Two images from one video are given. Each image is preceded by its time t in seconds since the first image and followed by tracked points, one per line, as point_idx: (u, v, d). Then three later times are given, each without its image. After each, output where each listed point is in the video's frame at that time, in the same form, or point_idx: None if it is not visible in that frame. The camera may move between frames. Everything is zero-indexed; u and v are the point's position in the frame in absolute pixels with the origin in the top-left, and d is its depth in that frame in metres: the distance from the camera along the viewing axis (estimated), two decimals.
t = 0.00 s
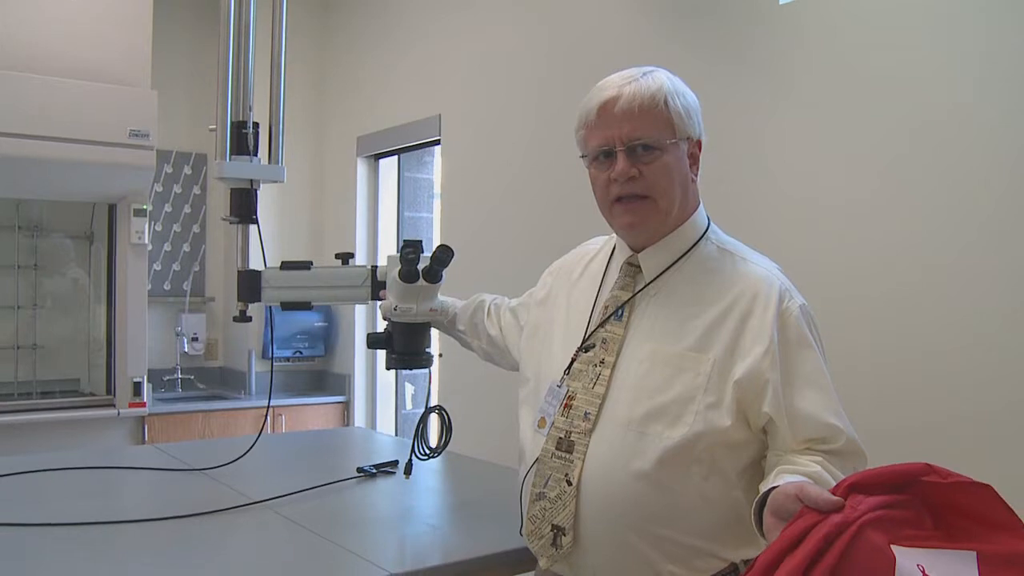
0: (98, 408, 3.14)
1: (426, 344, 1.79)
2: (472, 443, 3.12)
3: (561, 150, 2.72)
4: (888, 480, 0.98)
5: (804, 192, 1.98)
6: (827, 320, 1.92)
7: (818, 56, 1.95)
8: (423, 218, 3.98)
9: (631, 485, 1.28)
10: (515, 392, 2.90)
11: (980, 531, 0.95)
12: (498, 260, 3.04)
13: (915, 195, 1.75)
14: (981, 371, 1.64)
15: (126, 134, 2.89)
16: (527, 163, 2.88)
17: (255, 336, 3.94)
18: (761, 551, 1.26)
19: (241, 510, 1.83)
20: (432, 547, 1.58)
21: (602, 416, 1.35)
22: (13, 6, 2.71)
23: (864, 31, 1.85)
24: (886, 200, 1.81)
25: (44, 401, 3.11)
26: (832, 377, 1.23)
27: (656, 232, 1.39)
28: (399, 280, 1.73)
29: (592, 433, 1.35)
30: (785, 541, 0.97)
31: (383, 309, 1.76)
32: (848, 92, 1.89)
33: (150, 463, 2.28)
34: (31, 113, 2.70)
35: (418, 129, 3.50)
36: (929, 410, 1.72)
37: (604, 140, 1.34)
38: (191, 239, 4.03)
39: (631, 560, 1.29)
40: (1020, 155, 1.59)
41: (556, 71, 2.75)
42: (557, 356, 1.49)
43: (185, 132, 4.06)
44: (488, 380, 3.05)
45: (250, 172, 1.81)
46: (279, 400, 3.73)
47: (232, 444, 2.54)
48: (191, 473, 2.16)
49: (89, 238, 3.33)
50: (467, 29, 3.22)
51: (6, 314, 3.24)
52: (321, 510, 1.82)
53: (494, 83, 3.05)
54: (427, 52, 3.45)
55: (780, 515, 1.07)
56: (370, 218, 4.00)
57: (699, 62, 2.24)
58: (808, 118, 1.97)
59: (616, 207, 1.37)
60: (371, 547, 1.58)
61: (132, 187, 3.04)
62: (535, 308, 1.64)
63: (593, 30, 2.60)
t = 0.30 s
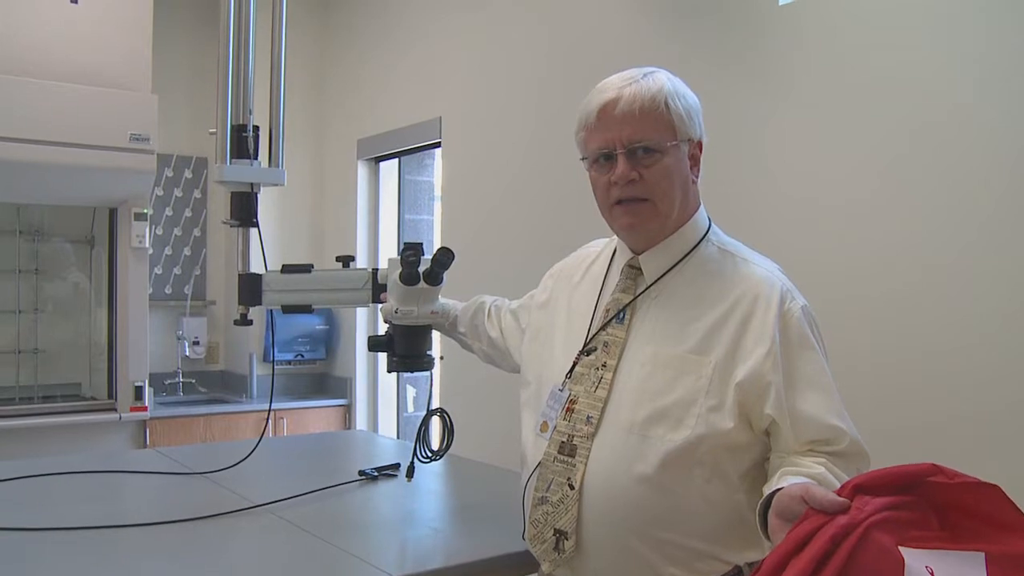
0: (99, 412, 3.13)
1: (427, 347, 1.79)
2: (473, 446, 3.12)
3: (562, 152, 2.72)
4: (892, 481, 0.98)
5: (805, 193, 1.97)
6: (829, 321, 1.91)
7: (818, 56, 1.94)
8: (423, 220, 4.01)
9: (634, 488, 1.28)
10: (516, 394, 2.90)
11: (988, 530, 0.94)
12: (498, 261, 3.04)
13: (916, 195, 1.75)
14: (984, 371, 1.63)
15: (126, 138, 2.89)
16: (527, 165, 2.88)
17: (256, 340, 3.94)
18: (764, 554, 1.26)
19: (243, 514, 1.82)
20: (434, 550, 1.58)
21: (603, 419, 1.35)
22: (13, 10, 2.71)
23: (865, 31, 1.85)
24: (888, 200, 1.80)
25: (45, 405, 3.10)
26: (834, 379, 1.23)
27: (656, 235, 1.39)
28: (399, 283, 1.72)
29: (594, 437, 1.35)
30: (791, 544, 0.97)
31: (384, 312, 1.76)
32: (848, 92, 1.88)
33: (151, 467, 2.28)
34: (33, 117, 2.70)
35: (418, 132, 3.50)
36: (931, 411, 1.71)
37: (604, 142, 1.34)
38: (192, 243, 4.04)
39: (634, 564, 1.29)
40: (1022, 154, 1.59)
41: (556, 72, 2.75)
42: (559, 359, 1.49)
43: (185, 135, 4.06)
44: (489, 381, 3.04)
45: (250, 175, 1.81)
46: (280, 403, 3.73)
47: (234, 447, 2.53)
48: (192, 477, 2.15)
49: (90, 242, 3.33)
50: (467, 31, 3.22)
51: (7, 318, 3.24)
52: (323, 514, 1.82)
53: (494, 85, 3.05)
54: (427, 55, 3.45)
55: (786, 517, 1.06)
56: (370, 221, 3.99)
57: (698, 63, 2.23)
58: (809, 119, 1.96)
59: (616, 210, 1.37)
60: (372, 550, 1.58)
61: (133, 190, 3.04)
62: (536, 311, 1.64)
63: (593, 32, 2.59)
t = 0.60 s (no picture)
0: (97, 416, 3.13)
1: (426, 352, 1.78)
2: (471, 451, 3.12)
3: (560, 156, 2.72)
4: (888, 487, 0.97)
5: (804, 197, 1.97)
6: (829, 326, 1.91)
7: (816, 61, 1.95)
8: (422, 224, 3.96)
9: (633, 494, 1.28)
10: (515, 399, 2.90)
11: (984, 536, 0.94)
12: (497, 266, 3.03)
13: (916, 199, 1.75)
14: (984, 376, 1.63)
15: (125, 142, 2.90)
16: (527, 169, 2.88)
17: (254, 344, 3.94)
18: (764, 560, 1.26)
19: (241, 519, 1.82)
20: (432, 555, 1.57)
21: (603, 425, 1.34)
22: (11, 11, 2.70)
23: (864, 36, 1.85)
24: (887, 205, 1.80)
25: (43, 409, 3.10)
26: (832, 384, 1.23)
27: (655, 240, 1.39)
28: (398, 288, 1.72)
29: (593, 444, 1.34)
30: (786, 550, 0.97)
31: (382, 317, 1.75)
32: (847, 97, 1.89)
33: (148, 471, 2.27)
34: (32, 121, 2.70)
35: (417, 137, 3.50)
36: (930, 416, 1.71)
37: (603, 147, 1.34)
38: (190, 247, 4.03)
39: (633, 570, 1.29)
40: (1022, 159, 1.59)
41: (555, 77, 2.75)
42: (559, 365, 1.48)
43: (184, 139, 4.06)
44: (488, 386, 3.04)
45: (248, 180, 1.81)
46: (278, 408, 3.73)
47: (232, 452, 2.53)
48: (190, 481, 2.15)
49: (88, 246, 3.33)
50: (466, 35, 3.22)
51: (5, 322, 3.24)
52: (321, 519, 1.82)
53: (493, 89, 3.05)
54: (426, 59, 3.45)
55: (782, 523, 1.06)
56: (369, 225, 3.99)
57: (697, 68, 2.24)
58: (808, 124, 1.97)
59: (614, 215, 1.37)
60: (371, 555, 1.57)
61: (131, 194, 3.04)
62: (536, 317, 1.63)
63: (592, 36, 2.60)
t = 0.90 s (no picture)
0: (102, 417, 3.13)
1: (430, 354, 1.78)
2: (475, 453, 3.11)
3: (564, 158, 2.72)
4: (894, 489, 0.97)
5: (809, 199, 1.97)
6: (836, 328, 1.91)
7: (821, 62, 1.94)
8: (427, 226, 4.01)
9: (639, 496, 1.27)
10: (519, 401, 2.89)
11: (992, 540, 0.93)
12: (501, 268, 3.03)
13: (922, 201, 1.74)
14: (991, 379, 1.62)
15: (130, 144, 2.90)
16: (531, 171, 2.88)
17: (259, 346, 3.94)
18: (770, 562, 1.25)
19: (246, 520, 1.82)
20: (437, 557, 1.57)
21: (609, 426, 1.34)
22: (13, 12, 2.70)
23: (869, 37, 1.84)
24: (892, 207, 1.79)
25: (48, 410, 3.10)
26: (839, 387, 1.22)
27: (661, 241, 1.38)
28: (403, 290, 1.72)
29: (600, 445, 1.34)
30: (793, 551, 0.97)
31: (387, 318, 1.75)
32: (852, 98, 1.88)
33: (153, 472, 2.27)
34: (37, 123, 2.71)
35: (421, 139, 3.51)
36: (937, 419, 1.71)
37: (611, 148, 1.33)
38: (194, 249, 4.04)
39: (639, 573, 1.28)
40: None
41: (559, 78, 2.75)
42: (565, 367, 1.48)
43: (188, 141, 4.07)
44: (492, 389, 3.03)
45: (253, 181, 1.81)
46: (282, 409, 3.73)
47: (236, 453, 2.53)
48: (194, 483, 2.15)
49: (92, 248, 3.33)
50: (470, 37, 3.22)
51: (10, 323, 3.25)
52: (326, 521, 1.81)
53: (497, 91, 3.05)
54: (430, 61, 3.45)
55: (789, 524, 1.06)
56: (373, 226, 3.99)
57: (701, 70, 2.23)
58: (812, 125, 1.96)
59: (621, 215, 1.37)
60: (375, 557, 1.57)
61: (135, 196, 3.04)
62: (542, 320, 1.63)
63: (596, 38, 2.59)
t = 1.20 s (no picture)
0: (107, 415, 3.13)
1: (435, 353, 1.78)
2: (480, 452, 3.11)
3: (570, 157, 2.71)
4: (899, 485, 0.96)
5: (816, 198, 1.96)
6: (842, 328, 1.89)
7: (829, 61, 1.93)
8: (432, 225, 3.95)
9: (645, 495, 1.27)
10: (524, 400, 2.89)
11: (1000, 536, 0.91)
12: (507, 267, 3.03)
13: (929, 200, 1.73)
14: (999, 380, 1.61)
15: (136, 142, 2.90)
16: (537, 170, 2.87)
17: (264, 344, 3.94)
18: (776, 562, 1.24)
19: (251, 518, 1.81)
20: (441, 556, 1.56)
21: (616, 424, 1.33)
22: (18, 10, 2.70)
23: (877, 35, 1.83)
24: (900, 206, 1.78)
25: (53, 408, 3.10)
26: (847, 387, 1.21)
27: (670, 241, 1.37)
28: (409, 289, 1.71)
29: (606, 442, 1.33)
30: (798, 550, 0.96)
31: (393, 318, 1.75)
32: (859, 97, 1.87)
33: (158, 471, 2.27)
34: (43, 121, 2.71)
35: (427, 138, 3.50)
36: (944, 420, 1.69)
37: (622, 145, 1.33)
38: (200, 247, 4.05)
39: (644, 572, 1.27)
40: None
41: (565, 77, 2.74)
42: (572, 364, 1.48)
43: (194, 140, 4.07)
44: (498, 388, 3.03)
45: (259, 180, 1.81)
46: (287, 408, 3.73)
47: (241, 452, 2.53)
48: (198, 481, 2.15)
49: (98, 246, 3.34)
50: (477, 36, 3.21)
51: (16, 321, 3.25)
52: (330, 519, 1.81)
53: (503, 90, 3.04)
54: (436, 60, 3.45)
55: (795, 521, 1.05)
56: (378, 225, 3.99)
57: (708, 69, 2.22)
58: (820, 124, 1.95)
59: (631, 213, 1.36)
60: (380, 556, 1.57)
61: (141, 194, 3.04)
62: (549, 318, 1.63)
63: (604, 37, 2.58)
